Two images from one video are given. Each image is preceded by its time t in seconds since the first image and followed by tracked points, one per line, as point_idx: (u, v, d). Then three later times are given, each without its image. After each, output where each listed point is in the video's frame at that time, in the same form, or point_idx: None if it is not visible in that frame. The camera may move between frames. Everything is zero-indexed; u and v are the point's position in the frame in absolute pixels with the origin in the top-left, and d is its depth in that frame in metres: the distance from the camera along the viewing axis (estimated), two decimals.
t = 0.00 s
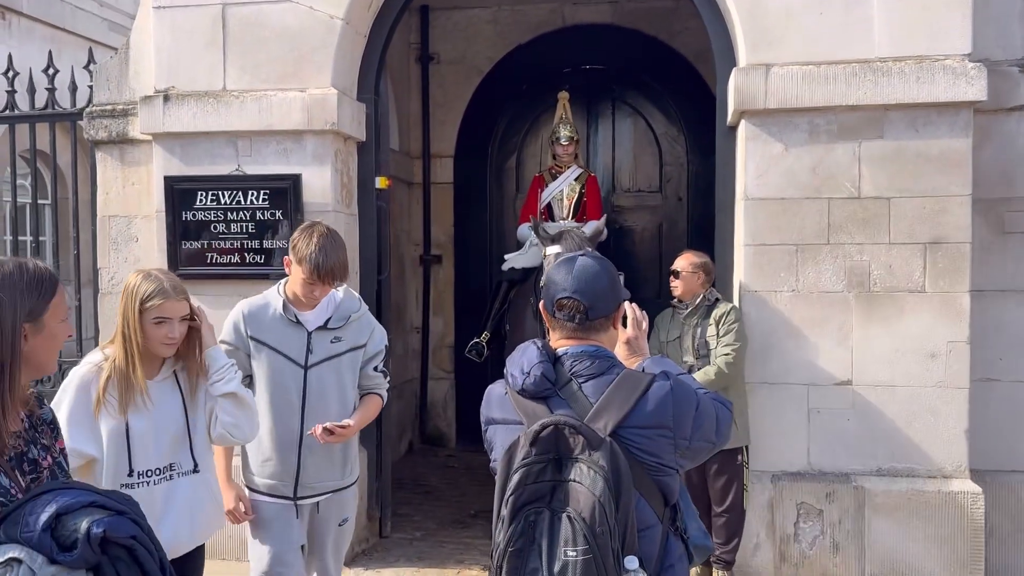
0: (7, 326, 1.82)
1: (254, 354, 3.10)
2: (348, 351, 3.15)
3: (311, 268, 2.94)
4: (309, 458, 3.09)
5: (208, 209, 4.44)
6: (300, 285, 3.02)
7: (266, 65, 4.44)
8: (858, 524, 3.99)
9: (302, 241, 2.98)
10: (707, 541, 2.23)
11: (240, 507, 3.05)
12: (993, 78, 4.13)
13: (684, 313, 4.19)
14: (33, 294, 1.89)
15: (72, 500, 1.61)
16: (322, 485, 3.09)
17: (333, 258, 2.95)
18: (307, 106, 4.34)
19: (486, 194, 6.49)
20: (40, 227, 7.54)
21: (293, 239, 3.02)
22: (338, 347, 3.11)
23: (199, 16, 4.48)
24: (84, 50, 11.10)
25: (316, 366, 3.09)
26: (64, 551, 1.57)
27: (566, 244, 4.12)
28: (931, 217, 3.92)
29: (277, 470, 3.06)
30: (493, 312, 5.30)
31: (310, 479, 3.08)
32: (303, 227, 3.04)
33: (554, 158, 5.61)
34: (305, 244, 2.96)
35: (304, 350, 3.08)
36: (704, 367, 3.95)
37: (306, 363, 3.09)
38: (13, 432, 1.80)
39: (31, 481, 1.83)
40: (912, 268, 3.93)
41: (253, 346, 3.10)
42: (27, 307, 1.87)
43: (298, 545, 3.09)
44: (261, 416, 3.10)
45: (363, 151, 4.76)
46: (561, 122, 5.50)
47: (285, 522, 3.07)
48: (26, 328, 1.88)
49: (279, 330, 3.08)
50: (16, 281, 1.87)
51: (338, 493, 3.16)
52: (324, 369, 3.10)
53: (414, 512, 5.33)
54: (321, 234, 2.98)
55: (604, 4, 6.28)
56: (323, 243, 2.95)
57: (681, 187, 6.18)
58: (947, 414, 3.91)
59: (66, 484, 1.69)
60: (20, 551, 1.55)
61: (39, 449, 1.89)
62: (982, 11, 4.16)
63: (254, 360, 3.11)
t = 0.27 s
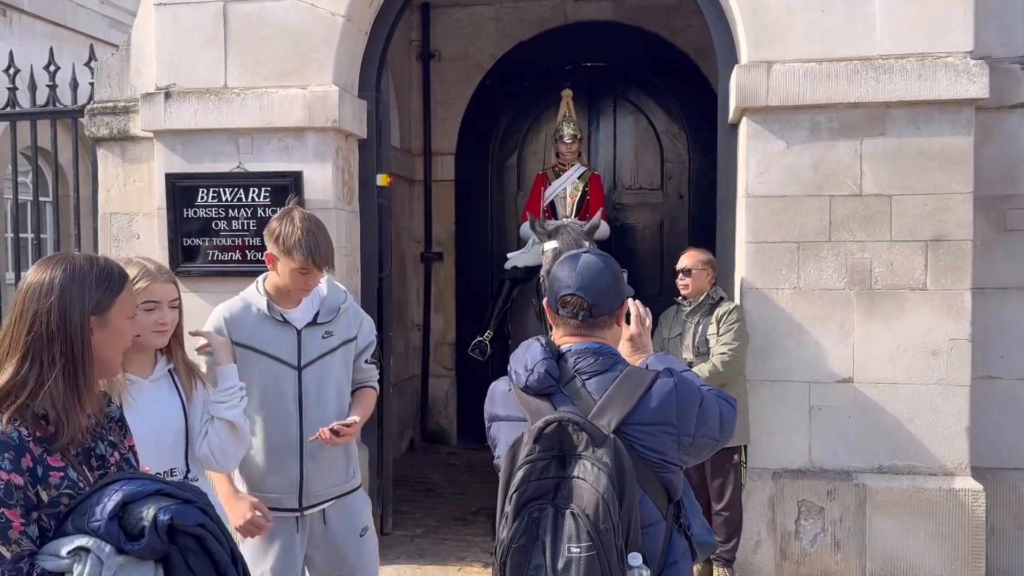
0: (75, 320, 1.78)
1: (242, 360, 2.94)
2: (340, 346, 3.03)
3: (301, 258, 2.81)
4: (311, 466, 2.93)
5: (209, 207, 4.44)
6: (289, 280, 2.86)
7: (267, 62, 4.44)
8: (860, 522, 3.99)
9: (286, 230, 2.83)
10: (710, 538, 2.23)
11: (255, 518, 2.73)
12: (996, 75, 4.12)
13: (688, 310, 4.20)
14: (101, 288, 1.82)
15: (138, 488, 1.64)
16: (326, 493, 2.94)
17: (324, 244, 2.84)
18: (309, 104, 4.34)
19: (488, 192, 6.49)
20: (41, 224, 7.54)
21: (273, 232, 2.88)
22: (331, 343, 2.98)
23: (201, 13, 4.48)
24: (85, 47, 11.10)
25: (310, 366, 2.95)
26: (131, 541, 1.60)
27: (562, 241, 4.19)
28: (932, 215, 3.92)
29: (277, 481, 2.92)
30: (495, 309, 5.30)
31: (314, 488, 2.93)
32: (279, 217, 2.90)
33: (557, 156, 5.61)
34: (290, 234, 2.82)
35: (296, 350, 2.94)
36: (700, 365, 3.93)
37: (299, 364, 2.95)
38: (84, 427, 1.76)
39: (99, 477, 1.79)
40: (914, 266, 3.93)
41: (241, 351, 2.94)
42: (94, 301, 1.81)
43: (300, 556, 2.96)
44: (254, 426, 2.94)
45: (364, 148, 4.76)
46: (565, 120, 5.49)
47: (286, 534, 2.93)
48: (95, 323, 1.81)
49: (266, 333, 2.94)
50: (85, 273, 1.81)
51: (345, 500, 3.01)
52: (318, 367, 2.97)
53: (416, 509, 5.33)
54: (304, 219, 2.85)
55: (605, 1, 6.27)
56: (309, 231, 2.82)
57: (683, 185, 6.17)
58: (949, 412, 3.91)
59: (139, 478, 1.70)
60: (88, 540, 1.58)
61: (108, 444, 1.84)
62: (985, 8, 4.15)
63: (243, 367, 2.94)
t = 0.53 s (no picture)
0: (134, 320, 1.79)
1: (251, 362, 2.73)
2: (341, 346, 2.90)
3: (335, 244, 2.78)
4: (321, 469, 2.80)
5: (211, 205, 4.45)
6: (319, 270, 2.77)
7: (269, 61, 4.43)
8: (861, 520, 3.99)
9: (312, 218, 2.75)
10: (714, 536, 2.23)
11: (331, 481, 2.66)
12: (998, 74, 4.12)
13: (690, 309, 4.23)
14: (156, 288, 1.84)
15: (188, 504, 1.61)
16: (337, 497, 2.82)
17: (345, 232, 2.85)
18: (311, 102, 4.34)
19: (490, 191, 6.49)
20: (43, 222, 7.55)
21: (291, 223, 2.74)
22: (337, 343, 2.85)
23: (203, 11, 4.48)
24: (87, 46, 11.11)
25: (318, 367, 2.80)
26: (179, 558, 1.57)
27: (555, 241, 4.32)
28: (934, 214, 3.92)
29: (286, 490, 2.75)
30: (496, 308, 5.30)
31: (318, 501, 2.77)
32: (287, 211, 2.78)
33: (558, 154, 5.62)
34: (322, 222, 2.76)
35: (303, 352, 2.77)
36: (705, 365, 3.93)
37: (306, 366, 2.78)
38: (142, 430, 1.76)
39: (157, 483, 1.79)
40: (916, 264, 3.93)
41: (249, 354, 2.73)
42: (153, 299, 1.82)
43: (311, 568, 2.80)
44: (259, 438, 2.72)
45: (366, 146, 4.76)
46: (566, 118, 5.49)
47: (295, 545, 2.77)
48: (152, 321, 1.83)
49: (271, 335, 2.74)
50: (143, 271, 1.84)
51: (352, 504, 2.88)
52: (325, 369, 2.82)
53: (417, 507, 5.33)
54: (320, 208, 2.82)
55: None
56: (334, 218, 2.81)
57: (684, 183, 6.17)
58: (950, 411, 3.91)
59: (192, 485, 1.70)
60: (135, 556, 1.55)
61: (165, 449, 1.85)
62: (987, 6, 4.15)
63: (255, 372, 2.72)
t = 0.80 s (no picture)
0: (203, 339, 1.65)
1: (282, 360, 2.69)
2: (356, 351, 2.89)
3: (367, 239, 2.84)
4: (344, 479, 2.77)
5: (212, 204, 4.45)
6: (354, 265, 2.81)
7: (270, 60, 4.43)
8: (862, 520, 4.00)
9: (350, 214, 2.79)
10: (716, 534, 2.23)
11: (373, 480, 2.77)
12: (999, 73, 4.12)
13: (694, 308, 4.23)
14: (222, 303, 1.70)
15: (268, 535, 1.47)
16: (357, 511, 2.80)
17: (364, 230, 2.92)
18: (311, 101, 4.34)
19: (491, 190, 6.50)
20: (44, 221, 7.55)
21: (329, 218, 2.74)
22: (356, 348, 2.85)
23: (204, 11, 4.48)
24: (88, 46, 11.11)
25: (341, 370, 2.78)
26: None
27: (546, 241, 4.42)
28: (935, 213, 3.92)
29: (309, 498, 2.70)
30: (496, 306, 5.30)
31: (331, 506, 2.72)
32: (320, 208, 2.78)
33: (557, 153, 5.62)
34: (358, 218, 2.82)
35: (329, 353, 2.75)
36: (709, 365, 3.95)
37: (331, 368, 2.76)
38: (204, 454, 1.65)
39: (217, 510, 1.69)
40: (917, 264, 3.93)
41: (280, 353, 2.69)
42: (219, 316, 1.69)
43: None
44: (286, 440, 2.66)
45: (367, 145, 4.76)
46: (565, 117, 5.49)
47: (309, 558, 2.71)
48: (218, 338, 1.70)
49: (300, 334, 2.70)
50: (210, 283, 1.69)
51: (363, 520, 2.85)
52: (346, 372, 2.81)
53: (418, 506, 5.34)
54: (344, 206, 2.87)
55: None
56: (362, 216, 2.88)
57: (685, 182, 6.17)
58: (951, 410, 3.91)
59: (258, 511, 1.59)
60: None
61: (222, 474, 1.74)
62: (988, 5, 4.15)
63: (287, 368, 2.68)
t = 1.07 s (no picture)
0: (281, 333, 1.52)
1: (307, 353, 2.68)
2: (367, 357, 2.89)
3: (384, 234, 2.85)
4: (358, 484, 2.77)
5: (212, 204, 4.45)
6: (372, 261, 2.82)
7: (270, 60, 4.44)
8: (862, 519, 4.00)
9: (364, 211, 2.78)
10: (716, 534, 2.23)
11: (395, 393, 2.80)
12: (999, 73, 4.12)
13: (695, 308, 4.23)
14: (295, 292, 1.56)
15: (369, 542, 1.33)
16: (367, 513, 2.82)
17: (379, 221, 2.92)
18: (312, 101, 4.34)
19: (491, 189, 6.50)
20: (44, 221, 7.55)
21: (344, 219, 2.73)
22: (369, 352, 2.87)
23: (204, 11, 4.48)
24: (88, 45, 11.11)
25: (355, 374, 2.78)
26: None
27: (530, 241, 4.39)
28: (935, 213, 3.92)
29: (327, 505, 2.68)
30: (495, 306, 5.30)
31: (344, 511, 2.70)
32: (335, 207, 2.76)
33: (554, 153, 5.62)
34: (373, 214, 2.81)
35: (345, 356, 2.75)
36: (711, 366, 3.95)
37: (346, 372, 2.75)
38: (284, 457, 1.52)
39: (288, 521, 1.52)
40: (916, 264, 3.93)
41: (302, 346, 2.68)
42: (295, 307, 1.55)
43: None
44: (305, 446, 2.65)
45: (367, 146, 4.76)
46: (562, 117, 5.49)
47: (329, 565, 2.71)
48: (295, 331, 1.56)
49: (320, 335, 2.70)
50: (286, 273, 1.56)
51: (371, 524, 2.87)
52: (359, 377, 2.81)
53: (418, 506, 5.34)
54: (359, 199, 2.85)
55: None
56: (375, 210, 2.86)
57: (685, 182, 6.18)
58: (951, 410, 3.91)
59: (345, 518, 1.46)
60: None
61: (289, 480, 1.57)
62: (988, 6, 4.15)
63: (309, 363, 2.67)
